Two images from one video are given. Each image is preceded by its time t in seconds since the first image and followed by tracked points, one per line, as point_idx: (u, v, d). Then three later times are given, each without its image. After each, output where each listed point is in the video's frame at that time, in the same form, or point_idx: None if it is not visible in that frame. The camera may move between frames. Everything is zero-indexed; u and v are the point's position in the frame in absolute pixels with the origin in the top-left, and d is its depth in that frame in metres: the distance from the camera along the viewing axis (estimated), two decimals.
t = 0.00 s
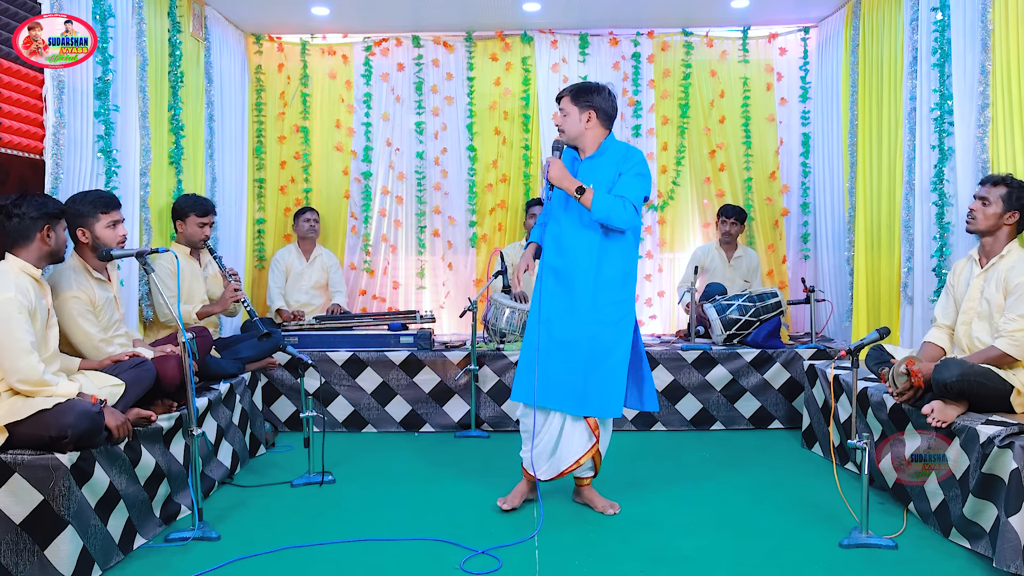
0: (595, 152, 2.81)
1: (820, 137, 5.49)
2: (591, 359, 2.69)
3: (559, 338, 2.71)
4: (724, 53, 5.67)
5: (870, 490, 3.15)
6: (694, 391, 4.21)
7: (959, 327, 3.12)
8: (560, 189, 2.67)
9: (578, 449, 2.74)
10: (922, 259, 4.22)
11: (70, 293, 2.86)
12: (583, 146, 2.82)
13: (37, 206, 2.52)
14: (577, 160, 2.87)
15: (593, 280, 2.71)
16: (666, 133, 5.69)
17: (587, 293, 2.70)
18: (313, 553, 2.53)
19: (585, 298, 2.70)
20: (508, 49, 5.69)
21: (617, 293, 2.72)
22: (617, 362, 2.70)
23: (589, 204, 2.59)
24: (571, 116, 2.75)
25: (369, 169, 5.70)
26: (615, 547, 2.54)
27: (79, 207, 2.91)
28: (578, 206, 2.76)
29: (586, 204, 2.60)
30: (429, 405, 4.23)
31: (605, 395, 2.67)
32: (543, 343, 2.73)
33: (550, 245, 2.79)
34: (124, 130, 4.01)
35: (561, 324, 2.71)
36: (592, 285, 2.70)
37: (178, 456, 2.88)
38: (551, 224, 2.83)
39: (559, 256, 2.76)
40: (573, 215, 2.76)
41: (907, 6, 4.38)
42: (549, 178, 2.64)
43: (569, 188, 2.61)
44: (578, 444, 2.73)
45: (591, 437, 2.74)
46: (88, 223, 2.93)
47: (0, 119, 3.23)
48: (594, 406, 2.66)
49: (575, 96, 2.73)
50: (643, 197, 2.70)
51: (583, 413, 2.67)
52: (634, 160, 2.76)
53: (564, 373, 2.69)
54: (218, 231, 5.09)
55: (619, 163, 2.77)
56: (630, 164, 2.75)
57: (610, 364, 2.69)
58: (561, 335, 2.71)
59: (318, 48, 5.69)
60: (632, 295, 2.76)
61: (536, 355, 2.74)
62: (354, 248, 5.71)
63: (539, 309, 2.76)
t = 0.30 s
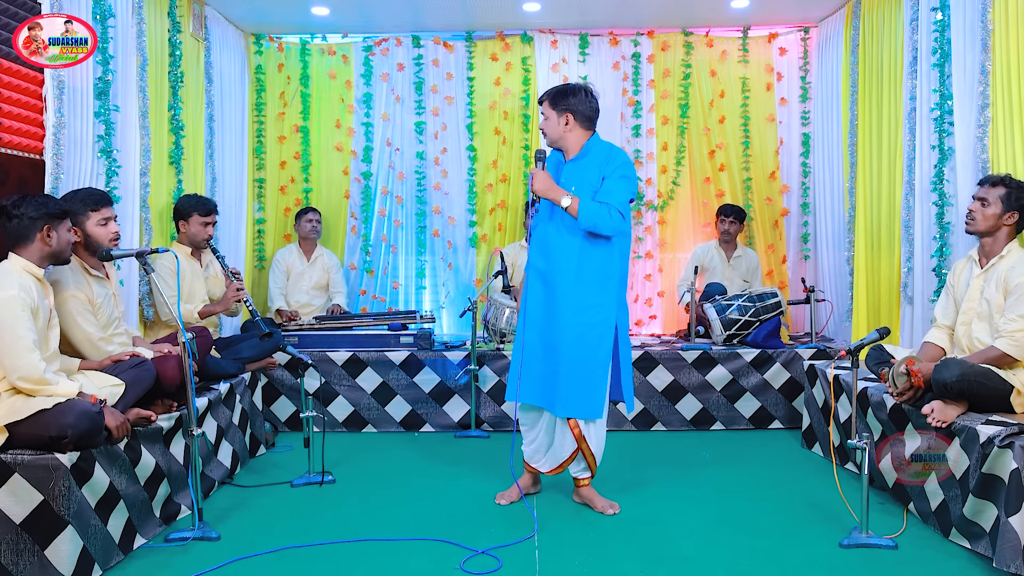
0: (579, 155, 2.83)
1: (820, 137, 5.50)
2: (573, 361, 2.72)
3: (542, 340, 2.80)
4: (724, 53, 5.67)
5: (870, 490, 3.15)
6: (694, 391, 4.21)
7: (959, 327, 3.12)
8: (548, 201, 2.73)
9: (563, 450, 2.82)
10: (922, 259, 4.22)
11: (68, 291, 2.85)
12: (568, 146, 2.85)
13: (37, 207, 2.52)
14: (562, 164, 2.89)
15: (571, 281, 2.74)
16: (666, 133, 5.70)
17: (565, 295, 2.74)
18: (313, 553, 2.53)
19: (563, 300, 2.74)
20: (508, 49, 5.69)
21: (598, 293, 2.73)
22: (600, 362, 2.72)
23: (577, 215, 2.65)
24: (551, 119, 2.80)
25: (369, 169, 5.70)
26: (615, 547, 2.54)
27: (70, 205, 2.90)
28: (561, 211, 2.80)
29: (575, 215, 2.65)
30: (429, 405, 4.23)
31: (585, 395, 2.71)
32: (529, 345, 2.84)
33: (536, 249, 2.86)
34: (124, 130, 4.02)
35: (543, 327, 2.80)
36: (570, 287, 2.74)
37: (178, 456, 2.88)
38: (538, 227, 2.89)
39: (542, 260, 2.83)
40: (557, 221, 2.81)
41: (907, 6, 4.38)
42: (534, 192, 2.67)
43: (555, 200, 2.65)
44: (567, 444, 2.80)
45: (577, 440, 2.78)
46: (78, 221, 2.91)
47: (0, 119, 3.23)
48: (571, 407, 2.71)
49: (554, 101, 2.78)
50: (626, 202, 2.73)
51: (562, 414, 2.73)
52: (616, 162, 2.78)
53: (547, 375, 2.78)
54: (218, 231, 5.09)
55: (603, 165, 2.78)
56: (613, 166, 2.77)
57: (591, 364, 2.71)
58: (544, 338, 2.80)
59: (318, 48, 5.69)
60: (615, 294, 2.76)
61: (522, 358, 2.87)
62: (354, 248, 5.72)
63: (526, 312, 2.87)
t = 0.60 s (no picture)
0: (555, 156, 2.83)
1: (820, 137, 5.50)
2: (551, 359, 2.72)
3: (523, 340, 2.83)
4: (724, 53, 5.67)
5: (870, 490, 3.15)
6: (694, 391, 4.21)
7: (959, 327, 3.12)
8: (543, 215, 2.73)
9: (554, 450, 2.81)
10: (922, 259, 4.22)
11: (68, 290, 2.84)
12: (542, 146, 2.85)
13: (42, 208, 2.52)
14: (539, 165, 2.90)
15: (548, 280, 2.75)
16: (666, 133, 5.70)
17: (543, 293, 2.75)
18: (313, 553, 2.53)
19: (540, 299, 2.75)
20: (508, 49, 5.69)
21: (575, 292, 2.74)
22: (579, 360, 2.72)
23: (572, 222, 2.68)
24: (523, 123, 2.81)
25: (369, 169, 5.70)
26: (614, 547, 2.54)
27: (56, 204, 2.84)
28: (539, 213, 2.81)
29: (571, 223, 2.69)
30: (429, 405, 4.23)
31: (565, 394, 2.70)
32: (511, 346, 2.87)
33: (519, 251, 2.89)
34: (124, 130, 4.02)
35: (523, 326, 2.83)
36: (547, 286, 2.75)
37: (178, 456, 2.88)
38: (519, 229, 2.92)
39: (523, 262, 2.85)
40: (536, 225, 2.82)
41: (907, 6, 4.38)
42: (525, 211, 2.71)
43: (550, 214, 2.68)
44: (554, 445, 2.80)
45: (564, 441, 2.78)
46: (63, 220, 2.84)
47: (0, 119, 3.23)
48: (550, 406, 2.71)
49: (525, 105, 2.78)
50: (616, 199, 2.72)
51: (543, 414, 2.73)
52: (593, 161, 2.78)
53: (527, 375, 2.80)
54: (218, 231, 5.09)
55: (580, 166, 2.79)
56: (591, 166, 2.77)
57: (570, 362, 2.71)
58: (525, 338, 2.82)
59: (318, 48, 5.69)
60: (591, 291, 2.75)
61: (507, 359, 2.89)
62: (354, 248, 5.72)
63: (511, 314, 2.90)
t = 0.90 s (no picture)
0: (539, 158, 2.83)
1: (821, 138, 5.50)
2: (536, 358, 2.73)
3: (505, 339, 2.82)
4: (724, 53, 5.66)
5: (870, 490, 3.15)
6: (694, 391, 4.21)
7: (959, 327, 3.12)
8: (538, 224, 2.74)
9: (537, 445, 2.82)
10: (922, 259, 4.22)
11: (68, 289, 2.84)
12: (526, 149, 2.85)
13: (38, 208, 2.52)
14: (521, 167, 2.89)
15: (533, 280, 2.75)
16: (666, 133, 5.70)
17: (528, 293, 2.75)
18: (313, 553, 2.53)
19: (525, 299, 2.75)
20: (508, 49, 5.69)
21: (559, 292, 2.74)
22: (565, 359, 2.72)
23: (570, 228, 2.70)
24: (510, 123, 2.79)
25: (369, 169, 5.70)
26: (614, 547, 2.54)
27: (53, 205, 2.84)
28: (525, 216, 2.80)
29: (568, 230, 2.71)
30: (429, 405, 4.23)
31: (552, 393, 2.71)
32: (493, 344, 2.86)
33: (501, 251, 2.88)
34: (124, 130, 4.02)
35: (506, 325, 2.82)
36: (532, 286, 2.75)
37: (178, 456, 2.88)
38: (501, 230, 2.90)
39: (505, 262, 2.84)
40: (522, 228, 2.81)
41: (907, 6, 4.38)
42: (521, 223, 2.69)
43: (547, 223, 2.69)
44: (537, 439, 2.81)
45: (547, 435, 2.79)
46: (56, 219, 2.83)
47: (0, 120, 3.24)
48: (539, 405, 2.71)
49: (512, 106, 2.77)
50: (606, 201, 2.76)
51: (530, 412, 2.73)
52: (578, 164, 2.80)
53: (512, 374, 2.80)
54: (218, 231, 5.09)
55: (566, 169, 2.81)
56: (578, 170, 2.80)
57: (556, 361, 2.72)
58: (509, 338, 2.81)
59: (318, 48, 5.69)
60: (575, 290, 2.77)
61: (492, 360, 2.87)
62: (354, 249, 5.72)
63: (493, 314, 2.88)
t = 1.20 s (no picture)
0: (533, 161, 2.85)
1: (821, 138, 5.51)
2: (540, 358, 2.75)
3: (506, 340, 2.79)
4: (724, 53, 5.66)
5: (870, 490, 3.15)
6: (694, 391, 4.21)
7: (959, 327, 3.12)
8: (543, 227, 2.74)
9: (530, 444, 2.82)
10: (922, 259, 4.22)
11: (67, 288, 2.84)
12: (523, 152, 2.86)
13: (37, 207, 2.52)
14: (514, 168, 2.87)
15: (536, 282, 2.76)
16: (666, 133, 5.70)
17: (531, 296, 2.76)
18: (313, 553, 2.53)
19: (529, 300, 2.75)
20: (507, 49, 5.69)
21: (560, 293, 2.78)
22: (568, 359, 2.76)
23: (573, 231, 2.75)
24: (519, 121, 2.78)
25: (369, 169, 5.70)
26: (614, 547, 2.54)
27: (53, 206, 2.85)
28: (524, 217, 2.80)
29: (569, 233, 2.74)
30: (429, 405, 4.23)
31: (557, 392, 2.74)
32: (491, 346, 2.82)
33: (496, 252, 2.84)
34: (124, 130, 4.02)
35: (506, 327, 2.79)
36: (535, 288, 2.76)
37: (178, 456, 2.88)
38: (495, 228, 2.86)
39: (502, 263, 2.81)
40: (520, 231, 2.80)
41: (907, 6, 4.38)
42: (529, 227, 2.66)
43: (552, 225, 2.69)
44: (531, 439, 2.81)
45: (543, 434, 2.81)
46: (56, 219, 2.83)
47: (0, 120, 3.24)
48: (545, 406, 2.74)
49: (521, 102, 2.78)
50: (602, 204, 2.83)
51: (535, 412, 2.75)
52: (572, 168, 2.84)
53: (513, 375, 2.78)
54: (218, 231, 5.09)
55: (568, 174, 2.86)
56: (577, 174, 2.86)
57: (559, 361, 2.75)
58: (508, 338, 2.79)
59: (318, 48, 5.70)
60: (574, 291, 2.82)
61: (489, 361, 2.82)
62: (354, 249, 5.72)
63: (489, 314, 2.83)
